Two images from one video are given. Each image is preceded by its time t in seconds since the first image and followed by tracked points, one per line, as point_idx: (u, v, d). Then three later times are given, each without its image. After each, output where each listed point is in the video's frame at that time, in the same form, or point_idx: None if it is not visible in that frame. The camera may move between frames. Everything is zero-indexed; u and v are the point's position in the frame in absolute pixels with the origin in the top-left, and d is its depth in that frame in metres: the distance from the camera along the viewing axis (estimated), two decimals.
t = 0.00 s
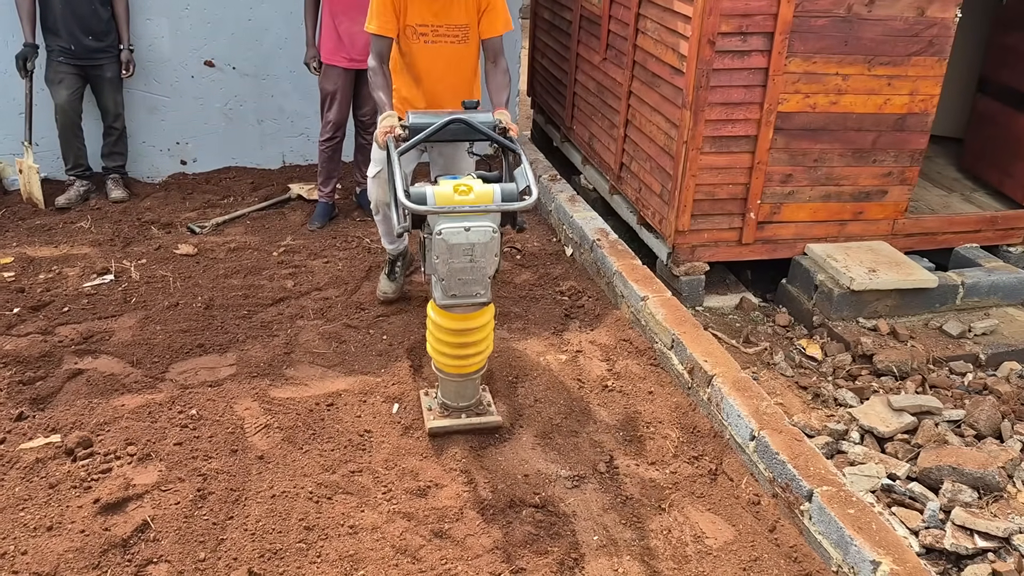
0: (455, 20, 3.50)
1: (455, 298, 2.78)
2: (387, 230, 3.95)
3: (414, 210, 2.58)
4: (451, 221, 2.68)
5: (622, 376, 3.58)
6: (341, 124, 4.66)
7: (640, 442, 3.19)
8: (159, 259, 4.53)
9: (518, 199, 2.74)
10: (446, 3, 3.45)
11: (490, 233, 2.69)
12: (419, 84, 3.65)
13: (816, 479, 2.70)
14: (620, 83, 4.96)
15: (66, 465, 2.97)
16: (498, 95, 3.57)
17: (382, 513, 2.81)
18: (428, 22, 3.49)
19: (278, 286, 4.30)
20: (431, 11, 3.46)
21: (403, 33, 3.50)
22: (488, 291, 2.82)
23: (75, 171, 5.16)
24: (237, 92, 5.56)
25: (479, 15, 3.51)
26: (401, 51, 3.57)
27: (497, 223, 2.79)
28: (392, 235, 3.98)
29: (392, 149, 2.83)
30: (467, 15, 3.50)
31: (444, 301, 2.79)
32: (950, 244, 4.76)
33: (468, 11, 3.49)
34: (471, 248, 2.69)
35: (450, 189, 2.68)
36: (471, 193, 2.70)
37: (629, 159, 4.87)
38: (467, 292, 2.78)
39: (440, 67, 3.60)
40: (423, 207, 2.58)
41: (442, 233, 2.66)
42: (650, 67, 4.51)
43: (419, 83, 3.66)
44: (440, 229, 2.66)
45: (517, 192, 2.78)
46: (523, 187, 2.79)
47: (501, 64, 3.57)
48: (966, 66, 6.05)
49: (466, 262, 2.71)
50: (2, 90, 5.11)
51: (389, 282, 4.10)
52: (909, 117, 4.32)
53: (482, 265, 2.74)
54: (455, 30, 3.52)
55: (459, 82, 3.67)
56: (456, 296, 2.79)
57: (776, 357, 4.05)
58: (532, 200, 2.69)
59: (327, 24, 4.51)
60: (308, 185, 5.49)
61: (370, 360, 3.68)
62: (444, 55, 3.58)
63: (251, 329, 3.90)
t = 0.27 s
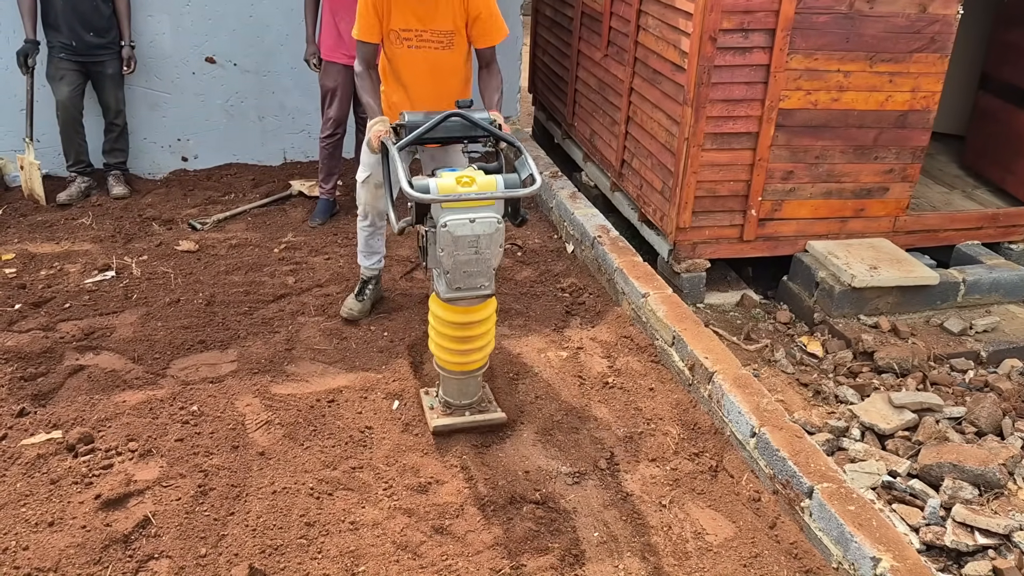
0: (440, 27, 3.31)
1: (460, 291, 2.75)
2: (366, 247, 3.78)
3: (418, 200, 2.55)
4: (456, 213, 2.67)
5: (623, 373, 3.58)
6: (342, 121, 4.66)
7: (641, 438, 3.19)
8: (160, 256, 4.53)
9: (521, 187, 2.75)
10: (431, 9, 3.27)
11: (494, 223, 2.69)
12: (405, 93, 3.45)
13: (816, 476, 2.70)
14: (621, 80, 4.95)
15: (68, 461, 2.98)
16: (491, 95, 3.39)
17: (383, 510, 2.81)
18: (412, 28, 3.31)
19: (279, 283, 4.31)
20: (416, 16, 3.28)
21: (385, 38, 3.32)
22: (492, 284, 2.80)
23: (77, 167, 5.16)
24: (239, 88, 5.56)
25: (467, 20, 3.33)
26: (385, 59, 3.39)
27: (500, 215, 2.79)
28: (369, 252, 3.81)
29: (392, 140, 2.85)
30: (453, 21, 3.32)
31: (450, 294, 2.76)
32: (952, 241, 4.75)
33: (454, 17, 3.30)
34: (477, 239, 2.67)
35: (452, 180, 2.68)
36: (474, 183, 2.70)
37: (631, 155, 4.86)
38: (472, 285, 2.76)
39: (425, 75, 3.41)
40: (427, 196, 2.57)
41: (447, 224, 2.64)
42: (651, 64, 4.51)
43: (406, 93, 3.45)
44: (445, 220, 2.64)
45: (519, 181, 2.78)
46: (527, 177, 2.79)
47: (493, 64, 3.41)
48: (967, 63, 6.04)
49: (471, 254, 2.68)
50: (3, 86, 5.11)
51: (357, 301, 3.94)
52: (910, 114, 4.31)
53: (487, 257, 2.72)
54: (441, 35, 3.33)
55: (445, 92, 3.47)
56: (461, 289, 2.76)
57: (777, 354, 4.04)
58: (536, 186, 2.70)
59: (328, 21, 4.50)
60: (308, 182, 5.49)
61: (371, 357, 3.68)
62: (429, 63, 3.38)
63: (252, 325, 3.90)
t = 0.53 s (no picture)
0: (406, 36, 3.14)
1: (467, 293, 2.76)
2: (364, 245, 3.78)
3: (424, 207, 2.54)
4: (463, 216, 2.66)
5: (624, 370, 3.58)
6: (343, 118, 4.66)
7: (641, 435, 3.19)
8: (161, 252, 4.54)
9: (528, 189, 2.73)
10: (394, 17, 3.09)
11: (502, 226, 2.68)
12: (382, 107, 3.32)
13: (816, 472, 2.70)
14: (622, 76, 4.95)
15: (69, 457, 2.98)
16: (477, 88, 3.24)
17: (385, 506, 2.82)
18: (378, 40, 3.14)
19: (280, 279, 4.31)
20: (380, 28, 3.11)
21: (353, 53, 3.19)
22: (498, 286, 2.80)
23: (78, 164, 5.16)
24: (240, 85, 5.55)
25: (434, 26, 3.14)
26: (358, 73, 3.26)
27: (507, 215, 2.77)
28: (365, 249, 3.81)
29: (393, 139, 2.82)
30: (419, 28, 3.13)
31: (457, 297, 2.75)
32: (953, 238, 4.75)
33: (420, 24, 3.12)
34: (484, 243, 2.66)
35: (458, 183, 2.66)
36: (480, 185, 2.68)
37: (631, 153, 4.86)
38: (478, 288, 2.76)
39: (398, 86, 3.26)
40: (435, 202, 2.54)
41: (455, 229, 2.63)
42: (652, 61, 4.50)
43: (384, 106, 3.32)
44: (453, 225, 2.63)
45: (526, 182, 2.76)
46: (533, 178, 2.77)
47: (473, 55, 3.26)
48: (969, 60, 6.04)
49: (479, 257, 2.68)
50: (4, 82, 5.10)
51: (352, 299, 3.94)
52: (912, 111, 4.31)
53: (494, 260, 2.72)
54: (407, 45, 3.16)
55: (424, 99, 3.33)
56: (467, 292, 2.76)
57: (777, 351, 4.04)
58: (544, 189, 2.67)
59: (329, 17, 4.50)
60: (309, 179, 5.49)
61: (372, 353, 3.69)
62: (401, 73, 3.23)
63: (253, 322, 3.91)
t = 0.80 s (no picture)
0: (387, 36, 3.07)
1: (475, 298, 2.68)
2: (367, 241, 3.77)
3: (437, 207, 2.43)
4: (474, 219, 2.57)
5: (625, 366, 3.58)
6: (344, 114, 4.66)
7: (642, 431, 3.19)
8: (163, 249, 4.54)
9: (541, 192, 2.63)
10: (372, 20, 3.02)
11: (514, 230, 2.59)
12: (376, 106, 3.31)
13: (816, 468, 2.71)
14: (624, 73, 4.94)
15: (71, 452, 2.99)
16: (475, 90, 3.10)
17: (385, 501, 2.82)
18: (360, 44, 3.09)
19: (282, 276, 4.31)
20: (360, 32, 3.06)
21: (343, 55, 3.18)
22: (507, 291, 2.72)
23: (79, 160, 5.16)
24: (241, 81, 5.55)
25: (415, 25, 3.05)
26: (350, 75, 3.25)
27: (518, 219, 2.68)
28: (368, 245, 3.80)
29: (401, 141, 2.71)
30: (400, 28, 3.05)
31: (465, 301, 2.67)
32: (954, 235, 4.74)
33: (399, 25, 3.04)
34: (496, 247, 2.59)
35: (470, 185, 2.55)
36: (492, 188, 2.58)
37: (633, 149, 4.86)
38: (487, 292, 2.69)
39: (388, 86, 3.23)
40: (448, 204, 2.45)
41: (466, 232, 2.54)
42: (654, 57, 4.49)
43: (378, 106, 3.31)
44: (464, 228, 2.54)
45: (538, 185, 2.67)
46: (545, 182, 2.68)
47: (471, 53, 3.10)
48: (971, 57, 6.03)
49: (490, 261, 2.60)
50: (6, 78, 5.11)
51: (352, 296, 3.95)
52: (913, 108, 4.30)
53: (504, 264, 2.64)
54: (389, 46, 3.10)
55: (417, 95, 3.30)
56: (476, 297, 2.68)
57: (778, 347, 4.04)
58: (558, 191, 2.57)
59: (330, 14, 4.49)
60: (311, 175, 5.49)
61: (373, 350, 3.69)
62: (388, 73, 3.19)
63: (255, 318, 3.91)
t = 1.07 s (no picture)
0: (384, 37, 2.95)
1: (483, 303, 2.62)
2: (370, 242, 3.76)
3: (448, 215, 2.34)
4: (486, 225, 2.49)
5: (625, 363, 3.58)
6: (344, 111, 4.65)
7: (642, 428, 3.19)
8: (163, 245, 4.54)
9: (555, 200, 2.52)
10: (369, 20, 2.91)
11: (526, 238, 2.51)
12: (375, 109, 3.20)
13: (816, 465, 2.71)
14: (624, 70, 4.94)
15: (71, 449, 2.99)
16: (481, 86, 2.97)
17: (385, 498, 2.83)
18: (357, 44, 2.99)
19: (282, 273, 4.31)
20: (357, 32, 2.95)
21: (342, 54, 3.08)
22: (516, 296, 2.67)
23: (80, 157, 5.16)
24: (242, 78, 5.55)
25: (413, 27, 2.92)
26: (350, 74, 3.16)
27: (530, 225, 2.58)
28: (370, 245, 3.79)
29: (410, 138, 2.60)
30: (398, 31, 2.93)
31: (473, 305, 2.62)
32: (955, 232, 4.74)
33: (396, 27, 2.91)
34: (507, 254, 2.52)
35: (482, 190, 2.45)
36: (504, 194, 2.48)
37: (633, 146, 4.86)
38: (496, 297, 2.63)
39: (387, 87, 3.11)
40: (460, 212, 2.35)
41: (477, 239, 2.47)
42: (654, 54, 4.49)
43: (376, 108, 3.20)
44: (476, 234, 2.47)
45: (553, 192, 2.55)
46: (559, 188, 2.57)
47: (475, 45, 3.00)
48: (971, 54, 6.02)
49: (500, 268, 2.54)
50: (6, 75, 5.11)
51: (352, 293, 3.95)
52: (914, 105, 4.30)
53: (514, 271, 2.58)
54: (386, 47, 2.97)
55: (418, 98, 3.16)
56: (484, 301, 2.63)
57: (779, 345, 4.04)
58: (573, 202, 2.46)
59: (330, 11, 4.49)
60: (311, 172, 5.49)
61: (373, 347, 3.69)
62: (385, 74, 3.06)
63: (255, 315, 3.91)
